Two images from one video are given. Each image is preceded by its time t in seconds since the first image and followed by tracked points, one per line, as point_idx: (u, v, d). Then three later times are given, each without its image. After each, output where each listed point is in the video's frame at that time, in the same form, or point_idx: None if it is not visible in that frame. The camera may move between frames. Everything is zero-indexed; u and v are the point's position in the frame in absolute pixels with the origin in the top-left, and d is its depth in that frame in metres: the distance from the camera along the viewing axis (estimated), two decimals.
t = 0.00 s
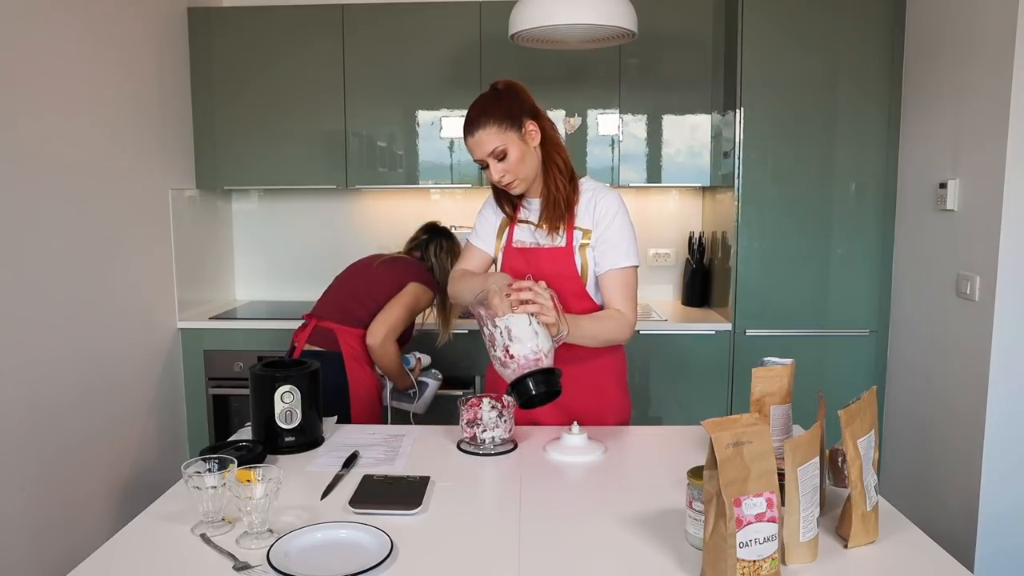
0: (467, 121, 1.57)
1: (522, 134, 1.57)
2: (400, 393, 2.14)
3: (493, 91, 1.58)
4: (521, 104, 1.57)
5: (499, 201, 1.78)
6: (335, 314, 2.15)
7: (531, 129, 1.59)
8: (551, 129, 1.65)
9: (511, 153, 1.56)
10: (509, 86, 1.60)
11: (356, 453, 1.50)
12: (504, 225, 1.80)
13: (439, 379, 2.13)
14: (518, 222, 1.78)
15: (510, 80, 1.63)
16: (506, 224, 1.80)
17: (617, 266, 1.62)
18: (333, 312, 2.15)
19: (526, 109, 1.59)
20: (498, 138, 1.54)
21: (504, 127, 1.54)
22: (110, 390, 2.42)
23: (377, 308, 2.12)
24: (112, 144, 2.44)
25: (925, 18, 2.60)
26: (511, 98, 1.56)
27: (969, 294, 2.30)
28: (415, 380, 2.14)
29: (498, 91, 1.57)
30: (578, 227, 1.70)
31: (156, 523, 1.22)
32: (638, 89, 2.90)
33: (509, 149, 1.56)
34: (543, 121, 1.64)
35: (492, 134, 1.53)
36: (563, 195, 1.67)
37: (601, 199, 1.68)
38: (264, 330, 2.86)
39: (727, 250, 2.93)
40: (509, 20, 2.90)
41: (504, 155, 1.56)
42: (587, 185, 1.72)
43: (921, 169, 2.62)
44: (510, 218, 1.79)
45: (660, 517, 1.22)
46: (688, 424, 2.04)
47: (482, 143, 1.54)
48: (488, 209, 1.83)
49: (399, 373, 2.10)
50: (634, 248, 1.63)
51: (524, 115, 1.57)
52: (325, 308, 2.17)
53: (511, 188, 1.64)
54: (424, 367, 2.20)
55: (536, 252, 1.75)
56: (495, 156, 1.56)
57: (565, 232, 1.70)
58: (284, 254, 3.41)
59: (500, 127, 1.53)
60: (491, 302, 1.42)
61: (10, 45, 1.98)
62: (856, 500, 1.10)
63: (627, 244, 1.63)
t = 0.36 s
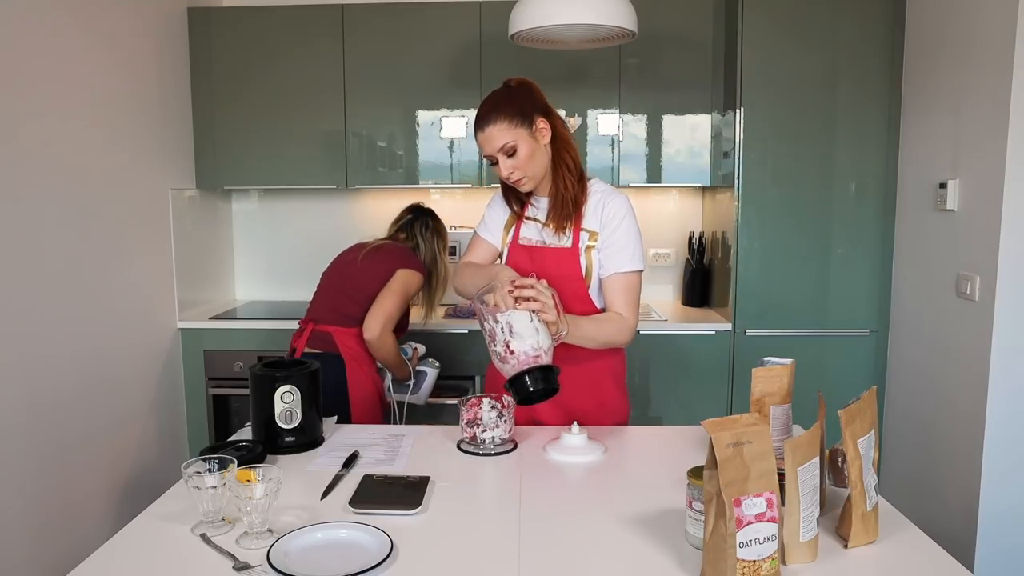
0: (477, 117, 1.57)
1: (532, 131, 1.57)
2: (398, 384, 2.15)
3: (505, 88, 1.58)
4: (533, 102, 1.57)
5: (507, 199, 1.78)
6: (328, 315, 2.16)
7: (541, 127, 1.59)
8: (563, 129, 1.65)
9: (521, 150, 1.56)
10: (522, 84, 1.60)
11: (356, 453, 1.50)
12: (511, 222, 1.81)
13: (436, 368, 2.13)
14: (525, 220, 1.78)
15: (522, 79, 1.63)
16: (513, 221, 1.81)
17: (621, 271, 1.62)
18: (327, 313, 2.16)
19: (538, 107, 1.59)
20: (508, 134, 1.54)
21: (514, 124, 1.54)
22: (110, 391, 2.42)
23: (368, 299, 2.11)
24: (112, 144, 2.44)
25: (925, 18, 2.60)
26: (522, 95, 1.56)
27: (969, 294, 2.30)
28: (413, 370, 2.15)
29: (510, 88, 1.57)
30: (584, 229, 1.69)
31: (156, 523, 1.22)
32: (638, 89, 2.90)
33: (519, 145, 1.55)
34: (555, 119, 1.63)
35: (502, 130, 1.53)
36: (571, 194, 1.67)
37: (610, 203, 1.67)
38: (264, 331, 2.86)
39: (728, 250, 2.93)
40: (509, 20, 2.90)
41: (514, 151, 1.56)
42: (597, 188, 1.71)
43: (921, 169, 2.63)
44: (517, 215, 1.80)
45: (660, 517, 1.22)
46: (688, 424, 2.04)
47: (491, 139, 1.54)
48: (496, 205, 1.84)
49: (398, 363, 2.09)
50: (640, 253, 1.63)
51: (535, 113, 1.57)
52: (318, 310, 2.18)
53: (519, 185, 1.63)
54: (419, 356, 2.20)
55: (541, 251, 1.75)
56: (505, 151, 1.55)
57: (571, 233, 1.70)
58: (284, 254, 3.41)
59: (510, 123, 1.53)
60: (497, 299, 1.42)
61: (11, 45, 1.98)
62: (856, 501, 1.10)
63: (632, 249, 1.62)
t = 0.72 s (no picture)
0: (485, 112, 1.57)
1: (539, 129, 1.57)
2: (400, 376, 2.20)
3: (514, 85, 1.58)
4: (542, 99, 1.58)
5: (510, 197, 1.78)
6: (325, 313, 2.15)
7: (548, 125, 1.59)
8: (570, 129, 1.66)
9: (527, 146, 1.56)
10: (531, 82, 1.60)
11: (356, 452, 1.50)
12: (513, 221, 1.81)
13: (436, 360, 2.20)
14: (527, 219, 1.78)
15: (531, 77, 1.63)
16: (515, 220, 1.81)
17: (623, 272, 1.62)
18: (324, 312, 2.15)
19: (545, 105, 1.59)
20: (515, 130, 1.54)
21: (522, 120, 1.54)
22: (110, 390, 2.42)
23: (364, 290, 2.11)
24: (112, 144, 2.44)
25: (925, 18, 2.60)
26: (531, 92, 1.57)
27: (969, 294, 2.30)
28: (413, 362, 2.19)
29: (518, 85, 1.58)
30: (587, 230, 1.69)
31: (156, 523, 1.22)
32: (638, 89, 2.90)
33: (526, 142, 1.55)
34: (562, 119, 1.63)
35: (510, 125, 1.54)
36: (575, 195, 1.67)
37: (613, 204, 1.67)
38: (264, 331, 2.86)
39: (728, 250, 2.93)
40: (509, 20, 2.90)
41: (520, 148, 1.56)
42: (601, 189, 1.71)
43: (921, 169, 2.63)
44: (518, 214, 1.80)
45: (660, 517, 1.22)
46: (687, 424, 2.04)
47: (498, 134, 1.55)
48: (496, 206, 1.86)
49: (395, 355, 2.11)
50: (642, 255, 1.63)
51: (543, 110, 1.57)
52: (314, 309, 2.18)
53: (524, 182, 1.63)
54: (418, 349, 2.26)
55: (542, 251, 1.75)
56: (511, 148, 1.55)
57: (574, 233, 1.70)
58: (283, 254, 3.41)
59: (517, 120, 1.53)
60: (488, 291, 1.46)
61: (11, 44, 1.98)
62: (855, 500, 1.10)
63: (635, 251, 1.63)
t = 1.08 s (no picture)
0: (491, 107, 1.57)
1: (545, 127, 1.57)
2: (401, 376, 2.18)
3: (521, 83, 1.59)
4: (548, 99, 1.58)
5: (511, 196, 1.78)
6: (324, 312, 2.16)
7: (554, 124, 1.59)
8: (576, 130, 1.66)
9: (532, 144, 1.56)
10: (538, 81, 1.61)
11: (356, 453, 1.50)
12: (513, 220, 1.81)
13: (438, 361, 2.15)
14: (528, 219, 1.78)
15: (538, 76, 1.64)
16: (516, 220, 1.81)
17: (622, 273, 1.63)
18: (324, 311, 2.16)
19: (551, 104, 1.59)
20: (520, 127, 1.54)
21: (528, 118, 1.54)
22: (111, 390, 2.42)
23: (361, 287, 2.11)
24: (112, 144, 2.44)
25: (925, 18, 2.60)
26: (538, 92, 1.57)
27: (969, 294, 2.30)
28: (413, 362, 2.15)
29: (526, 83, 1.58)
30: (587, 230, 1.69)
31: (156, 523, 1.22)
32: (638, 89, 2.90)
33: (531, 140, 1.56)
34: (568, 120, 1.64)
35: (515, 122, 1.54)
36: (577, 196, 1.67)
37: (614, 205, 1.67)
38: (264, 331, 2.86)
39: (728, 250, 2.93)
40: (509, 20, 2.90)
41: (525, 145, 1.56)
42: (603, 190, 1.71)
43: (921, 169, 2.63)
44: (520, 213, 1.80)
45: (660, 517, 1.22)
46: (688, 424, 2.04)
47: (503, 130, 1.54)
48: (497, 205, 1.86)
49: (394, 354, 2.11)
50: (642, 257, 1.63)
51: (549, 110, 1.58)
52: (313, 307, 2.19)
53: (526, 180, 1.63)
54: (421, 348, 2.24)
55: (543, 251, 1.75)
56: (516, 145, 1.55)
57: (574, 233, 1.70)
58: (284, 254, 3.41)
59: (523, 117, 1.54)
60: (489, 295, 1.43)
61: (10, 44, 1.98)
62: (855, 500, 1.10)
63: (635, 253, 1.63)
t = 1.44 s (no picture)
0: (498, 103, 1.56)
1: (552, 126, 1.57)
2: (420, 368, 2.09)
3: (531, 81, 1.59)
4: (557, 99, 1.59)
5: (514, 194, 1.79)
6: (320, 313, 2.18)
7: (560, 124, 1.60)
8: (582, 133, 1.67)
9: (538, 142, 1.56)
10: (547, 80, 1.61)
11: (356, 452, 1.50)
12: (514, 220, 1.81)
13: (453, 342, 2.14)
14: (529, 218, 1.78)
15: (547, 75, 1.64)
16: (517, 218, 1.81)
17: (622, 274, 1.63)
18: (318, 310, 2.19)
19: (559, 105, 1.60)
20: (528, 124, 1.54)
21: (535, 115, 1.54)
22: (111, 391, 2.42)
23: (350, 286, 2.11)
24: (112, 144, 2.44)
25: (925, 18, 2.60)
26: (547, 91, 1.57)
27: (969, 294, 2.30)
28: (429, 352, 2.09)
29: (536, 82, 1.58)
30: (588, 231, 1.69)
31: (156, 523, 1.22)
32: (638, 89, 2.90)
33: (537, 138, 1.56)
34: (574, 121, 1.65)
35: (523, 119, 1.53)
36: (580, 197, 1.67)
37: (615, 207, 1.67)
38: (264, 331, 2.86)
39: (728, 250, 2.93)
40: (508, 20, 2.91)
41: (531, 143, 1.56)
42: (604, 192, 1.71)
43: (921, 169, 2.63)
44: (521, 213, 1.80)
45: (660, 517, 1.22)
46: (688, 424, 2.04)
47: (510, 126, 1.54)
48: (499, 204, 1.86)
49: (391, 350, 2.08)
50: (642, 260, 1.64)
51: (556, 109, 1.58)
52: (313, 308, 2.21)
53: (529, 178, 1.62)
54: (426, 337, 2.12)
55: (543, 251, 1.75)
56: (522, 141, 1.55)
57: (575, 234, 1.70)
58: (283, 253, 3.41)
59: (531, 114, 1.53)
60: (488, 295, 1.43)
61: (10, 45, 1.98)
62: (855, 500, 1.10)
63: (635, 255, 1.63)
